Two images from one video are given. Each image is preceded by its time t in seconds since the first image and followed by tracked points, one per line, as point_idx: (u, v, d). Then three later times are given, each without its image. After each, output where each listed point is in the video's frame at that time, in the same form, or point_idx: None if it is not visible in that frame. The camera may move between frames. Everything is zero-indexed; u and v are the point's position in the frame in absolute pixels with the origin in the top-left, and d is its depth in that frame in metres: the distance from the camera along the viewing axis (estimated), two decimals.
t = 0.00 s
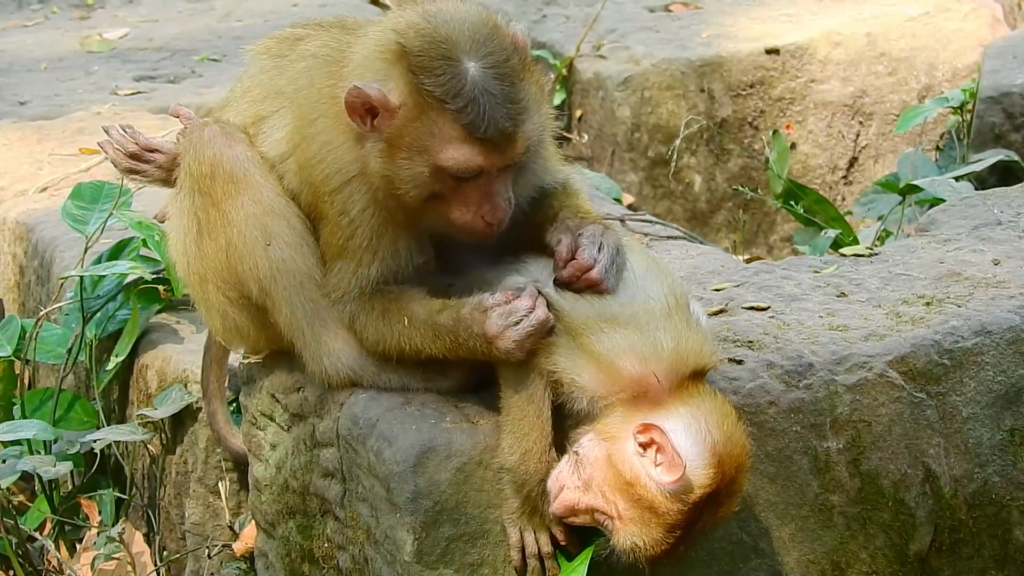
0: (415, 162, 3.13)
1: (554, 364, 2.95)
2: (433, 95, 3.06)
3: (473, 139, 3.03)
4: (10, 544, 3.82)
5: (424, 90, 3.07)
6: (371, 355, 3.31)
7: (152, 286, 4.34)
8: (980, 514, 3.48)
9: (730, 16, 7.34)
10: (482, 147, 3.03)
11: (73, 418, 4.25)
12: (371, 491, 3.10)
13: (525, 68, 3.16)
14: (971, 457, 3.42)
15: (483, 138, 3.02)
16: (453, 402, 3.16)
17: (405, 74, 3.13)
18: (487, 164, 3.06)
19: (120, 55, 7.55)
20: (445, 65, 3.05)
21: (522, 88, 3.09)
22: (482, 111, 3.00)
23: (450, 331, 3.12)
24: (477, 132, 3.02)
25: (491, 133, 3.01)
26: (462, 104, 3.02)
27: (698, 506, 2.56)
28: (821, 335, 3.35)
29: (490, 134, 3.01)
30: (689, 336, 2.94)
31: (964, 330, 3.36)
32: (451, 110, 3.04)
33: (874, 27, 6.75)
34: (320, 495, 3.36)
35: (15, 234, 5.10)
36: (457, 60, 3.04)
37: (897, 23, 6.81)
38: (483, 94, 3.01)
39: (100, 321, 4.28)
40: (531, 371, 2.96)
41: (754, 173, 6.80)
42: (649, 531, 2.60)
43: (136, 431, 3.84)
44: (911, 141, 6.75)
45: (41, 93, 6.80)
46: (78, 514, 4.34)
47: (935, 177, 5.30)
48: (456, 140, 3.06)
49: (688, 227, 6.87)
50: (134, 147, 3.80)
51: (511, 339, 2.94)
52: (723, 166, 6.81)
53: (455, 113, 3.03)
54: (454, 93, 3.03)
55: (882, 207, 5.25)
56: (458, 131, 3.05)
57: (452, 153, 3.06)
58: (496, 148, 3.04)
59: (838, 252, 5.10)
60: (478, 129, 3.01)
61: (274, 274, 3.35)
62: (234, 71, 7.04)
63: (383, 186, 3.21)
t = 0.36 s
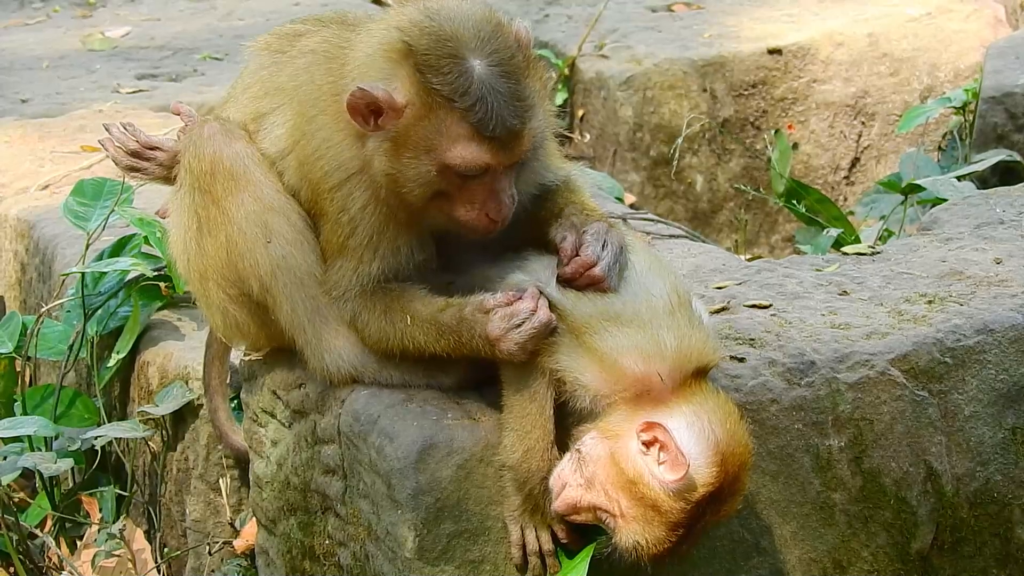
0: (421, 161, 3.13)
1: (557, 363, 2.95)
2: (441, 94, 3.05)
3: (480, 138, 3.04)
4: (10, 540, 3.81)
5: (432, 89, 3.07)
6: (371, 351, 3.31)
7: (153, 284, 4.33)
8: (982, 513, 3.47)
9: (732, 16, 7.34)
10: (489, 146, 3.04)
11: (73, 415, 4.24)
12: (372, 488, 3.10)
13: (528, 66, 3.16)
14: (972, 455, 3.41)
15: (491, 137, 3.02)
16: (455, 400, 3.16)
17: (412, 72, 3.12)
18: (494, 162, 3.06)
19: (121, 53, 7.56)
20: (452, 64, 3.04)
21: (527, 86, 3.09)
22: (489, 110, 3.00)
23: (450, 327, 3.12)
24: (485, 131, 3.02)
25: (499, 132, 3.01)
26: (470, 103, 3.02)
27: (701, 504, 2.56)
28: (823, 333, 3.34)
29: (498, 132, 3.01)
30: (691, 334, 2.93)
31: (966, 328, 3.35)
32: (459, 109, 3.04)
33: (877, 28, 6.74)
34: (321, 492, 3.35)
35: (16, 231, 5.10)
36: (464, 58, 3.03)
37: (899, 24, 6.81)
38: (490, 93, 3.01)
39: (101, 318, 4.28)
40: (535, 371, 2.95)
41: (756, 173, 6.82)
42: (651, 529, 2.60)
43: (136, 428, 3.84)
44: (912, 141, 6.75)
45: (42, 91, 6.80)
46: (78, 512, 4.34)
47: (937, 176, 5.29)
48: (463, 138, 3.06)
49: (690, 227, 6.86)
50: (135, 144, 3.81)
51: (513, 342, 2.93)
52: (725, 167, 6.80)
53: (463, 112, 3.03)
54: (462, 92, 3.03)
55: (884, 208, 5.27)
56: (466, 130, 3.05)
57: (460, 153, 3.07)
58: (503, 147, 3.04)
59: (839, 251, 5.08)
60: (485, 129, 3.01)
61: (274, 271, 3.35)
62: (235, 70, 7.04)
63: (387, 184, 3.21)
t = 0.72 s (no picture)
0: (404, 159, 3.13)
1: (562, 367, 2.95)
2: (422, 93, 3.06)
3: (460, 137, 3.03)
4: (10, 539, 3.81)
5: (413, 88, 3.07)
6: (372, 348, 3.32)
7: (153, 283, 4.32)
8: (982, 510, 3.47)
9: (733, 14, 7.34)
10: (469, 146, 3.03)
11: (74, 415, 4.24)
12: (373, 487, 3.10)
13: (515, 66, 3.16)
14: (973, 452, 3.41)
15: (471, 137, 3.01)
16: (454, 398, 3.16)
17: (394, 71, 3.13)
18: (474, 161, 3.05)
19: (122, 53, 7.55)
20: (434, 63, 3.05)
21: (511, 86, 3.09)
22: (469, 111, 3.00)
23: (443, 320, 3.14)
24: (465, 131, 3.01)
25: (479, 132, 3.01)
26: (450, 103, 3.02)
27: (706, 504, 2.56)
28: (823, 330, 3.34)
29: (478, 132, 3.01)
30: (697, 334, 2.91)
31: (966, 325, 3.35)
32: (439, 108, 3.04)
33: (877, 25, 6.73)
34: (321, 491, 3.36)
35: (17, 231, 5.09)
36: (446, 57, 3.04)
37: (900, 20, 6.78)
38: (471, 93, 3.01)
39: (101, 317, 4.29)
40: (536, 373, 2.96)
41: (756, 170, 6.83)
42: (657, 528, 2.59)
43: (136, 427, 3.84)
44: (913, 138, 6.67)
45: (43, 91, 6.80)
46: (79, 511, 4.33)
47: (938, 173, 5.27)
48: (444, 138, 3.05)
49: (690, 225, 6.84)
50: (134, 142, 3.81)
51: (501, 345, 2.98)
52: (725, 164, 6.80)
53: (444, 111, 3.03)
54: (443, 92, 3.03)
55: (883, 205, 5.26)
56: (446, 130, 3.05)
57: (440, 152, 3.06)
58: (484, 147, 3.03)
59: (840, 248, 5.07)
60: (466, 128, 3.01)
61: (273, 270, 3.35)
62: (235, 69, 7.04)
63: (373, 182, 3.21)
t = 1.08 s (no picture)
0: (403, 183, 3.42)
1: (548, 356, 3.21)
2: (417, 122, 3.35)
3: (454, 162, 3.33)
4: (47, 523, 4.31)
5: (409, 117, 3.36)
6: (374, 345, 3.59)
7: (176, 286, 4.63)
8: (938, 488, 3.76)
9: (717, 35, 7.66)
10: (461, 168, 3.33)
11: (103, 408, 4.57)
12: (378, 471, 3.39)
13: (503, 94, 3.47)
14: (930, 434, 3.69)
15: (463, 160, 3.32)
16: (452, 389, 3.43)
17: (389, 103, 3.41)
18: (466, 183, 3.35)
19: (157, 77, 7.91)
20: (429, 94, 3.37)
21: (499, 113, 3.40)
22: (461, 137, 3.31)
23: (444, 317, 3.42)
24: (458, 156, 3.32)
25: (471, 156, 3.32)
26: (444, 130, 3.32)
27: (681, 484, 2.85)
28: (793, 323, 3.62)
29: (469, 157, 3.32)
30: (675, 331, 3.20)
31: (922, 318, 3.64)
32: (433, 136, 3.34)
33: (845, 45, 7.15)
34: (330, 476, 3.65)
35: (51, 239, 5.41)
36: (439, 89, 3.36)
37: (868, 41, 7.22)
38: (463, 121, 3.32)
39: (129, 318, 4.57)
40: (530, 364, 3.22)
41: (733, 178, 7.10)
42: (635, 507, 2.90)
43: (160, 419, 4.26)
44: (874, 148, 7.00)
45: (79, 111, 7.14)
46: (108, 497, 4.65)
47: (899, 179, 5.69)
48: (438, 162, 3.35)
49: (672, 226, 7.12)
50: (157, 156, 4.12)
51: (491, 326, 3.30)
52: (705, 172, 7.10)
53: (437, 138, 3.34)
54: (436, 119, 3.34)
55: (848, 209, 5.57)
56: (440, 155, 3.34)
57: (435, 175, 3.35)
58: (476, 169, 3.34)
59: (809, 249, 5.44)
60: (458, 152, 3.32)
61: (285, 275, 3.68)
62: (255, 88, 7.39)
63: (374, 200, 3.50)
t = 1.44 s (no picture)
0: (394, 179, 3.46)
1: (541, 350, 3.22)
2: (405, 118, 3.40)
3: (444, 156, 3.37)
4: (42, 525, 4.39)
5: (397, 113, 3.41)
6: (367, 343, 3.59)
7: (168, 286, 4.65)
8: (931, 479, 3.76)
9: (701, 29, 7.67)
10: (452, 163, 3.37)
11: (97, 409, 4.65)
12: (371, 469, 3.38)
13: (490, 87, 3.50)
14: (922, 427, 3.70)
15: (453, 155, 3.36)
16: (444, 386, 3.42)
17: (377, 99, 3.46)
18: (457, 177, 3.39)
19: (138, 76, 7.91)
20: (415, 90, 3.40)
21: (486, 106, 3.43)
22: (450, 131, 3.35)
23: (435, 319, 3.41)
24: (447, 150, 3.36)
25: (461, 151, 3.36)
26: (433, 125, 3.36)
27: (676, 479, 2.85)
28: (783, 318, 3.62)
29: (459, 151, 3.36)
30: (667, 325, 3.20)
31: (912, 311, 3.64)
32: (422, 131, 3.38)
33: (830, 38, 7.14)
34: (324, 474, 3.65)
35: (43, 241, 5.42)
36: (426, 84, 3.39)
37: (853, 34, 7.21)
38: (451, 114, 3.35)
39: (120, 319, 4.66)
40: (518, 356, 3.23)
41: (720, 173, 7.16)
42: (631, 502, 2.88)
43: (154, 419, 4.28)
44: (863, 141, 7.05)
45: (66, 112, 7.15)
46: (103, 497, 4.77)
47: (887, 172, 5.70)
48: (428, 157, 3.39)
49: (661, 225, 7.15)
50: (146, 158, 4.14)
51: (486, 325, 3.26)
52: (693, 168, 7.12)
53: (427, 133, 3.38)
54: (425, 115, 3.37)
55: (837, 203, 5.66)
56: (430, 150, 3.39)
57: (426, 170, 3.40)
58: (466, 163, 3.38)
59: (798, 242, 5.48)
60: (448, 146, 3.36)
61: (276, 272, 3.67)
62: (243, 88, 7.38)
63: (367, 197, 3.54)
